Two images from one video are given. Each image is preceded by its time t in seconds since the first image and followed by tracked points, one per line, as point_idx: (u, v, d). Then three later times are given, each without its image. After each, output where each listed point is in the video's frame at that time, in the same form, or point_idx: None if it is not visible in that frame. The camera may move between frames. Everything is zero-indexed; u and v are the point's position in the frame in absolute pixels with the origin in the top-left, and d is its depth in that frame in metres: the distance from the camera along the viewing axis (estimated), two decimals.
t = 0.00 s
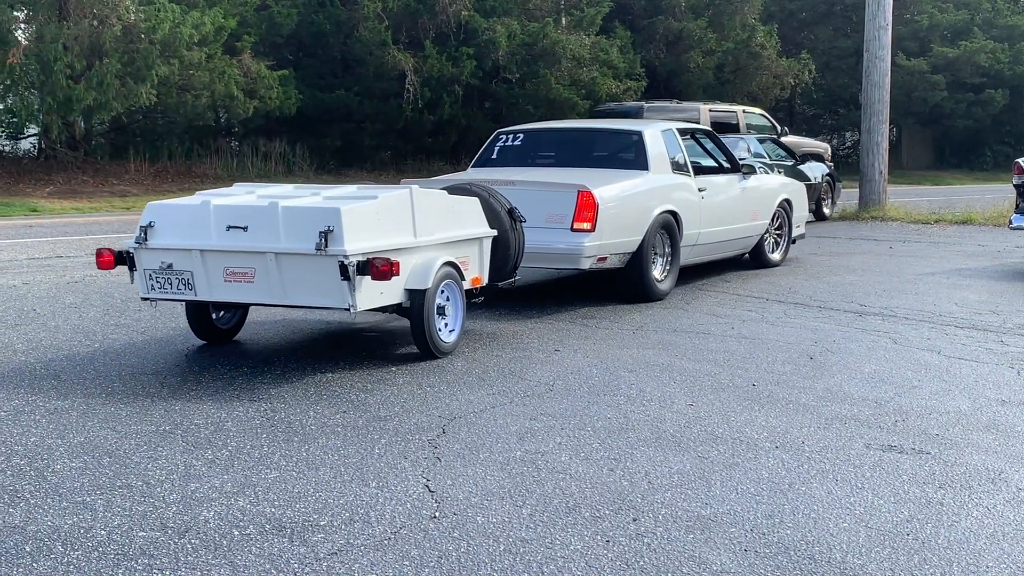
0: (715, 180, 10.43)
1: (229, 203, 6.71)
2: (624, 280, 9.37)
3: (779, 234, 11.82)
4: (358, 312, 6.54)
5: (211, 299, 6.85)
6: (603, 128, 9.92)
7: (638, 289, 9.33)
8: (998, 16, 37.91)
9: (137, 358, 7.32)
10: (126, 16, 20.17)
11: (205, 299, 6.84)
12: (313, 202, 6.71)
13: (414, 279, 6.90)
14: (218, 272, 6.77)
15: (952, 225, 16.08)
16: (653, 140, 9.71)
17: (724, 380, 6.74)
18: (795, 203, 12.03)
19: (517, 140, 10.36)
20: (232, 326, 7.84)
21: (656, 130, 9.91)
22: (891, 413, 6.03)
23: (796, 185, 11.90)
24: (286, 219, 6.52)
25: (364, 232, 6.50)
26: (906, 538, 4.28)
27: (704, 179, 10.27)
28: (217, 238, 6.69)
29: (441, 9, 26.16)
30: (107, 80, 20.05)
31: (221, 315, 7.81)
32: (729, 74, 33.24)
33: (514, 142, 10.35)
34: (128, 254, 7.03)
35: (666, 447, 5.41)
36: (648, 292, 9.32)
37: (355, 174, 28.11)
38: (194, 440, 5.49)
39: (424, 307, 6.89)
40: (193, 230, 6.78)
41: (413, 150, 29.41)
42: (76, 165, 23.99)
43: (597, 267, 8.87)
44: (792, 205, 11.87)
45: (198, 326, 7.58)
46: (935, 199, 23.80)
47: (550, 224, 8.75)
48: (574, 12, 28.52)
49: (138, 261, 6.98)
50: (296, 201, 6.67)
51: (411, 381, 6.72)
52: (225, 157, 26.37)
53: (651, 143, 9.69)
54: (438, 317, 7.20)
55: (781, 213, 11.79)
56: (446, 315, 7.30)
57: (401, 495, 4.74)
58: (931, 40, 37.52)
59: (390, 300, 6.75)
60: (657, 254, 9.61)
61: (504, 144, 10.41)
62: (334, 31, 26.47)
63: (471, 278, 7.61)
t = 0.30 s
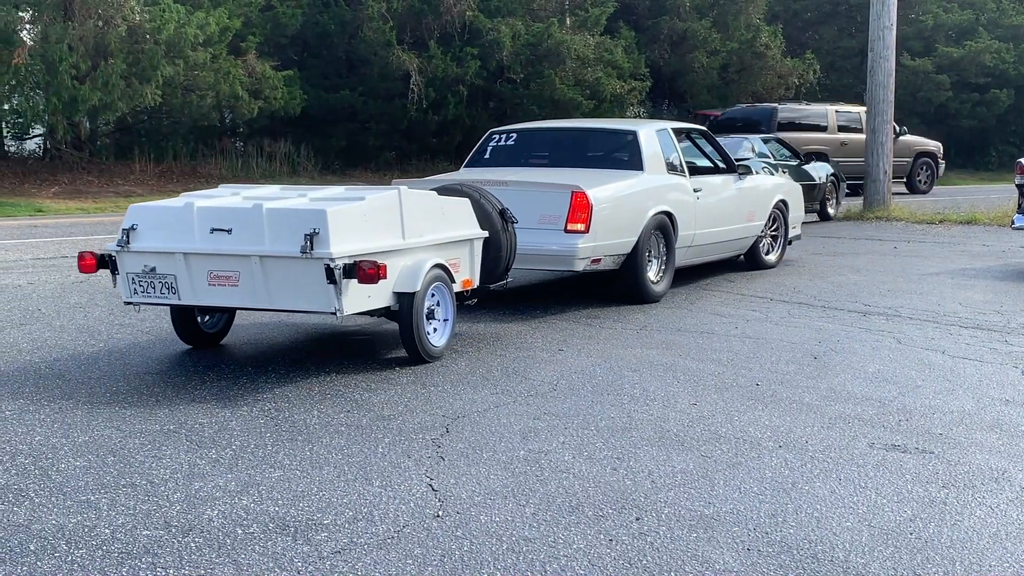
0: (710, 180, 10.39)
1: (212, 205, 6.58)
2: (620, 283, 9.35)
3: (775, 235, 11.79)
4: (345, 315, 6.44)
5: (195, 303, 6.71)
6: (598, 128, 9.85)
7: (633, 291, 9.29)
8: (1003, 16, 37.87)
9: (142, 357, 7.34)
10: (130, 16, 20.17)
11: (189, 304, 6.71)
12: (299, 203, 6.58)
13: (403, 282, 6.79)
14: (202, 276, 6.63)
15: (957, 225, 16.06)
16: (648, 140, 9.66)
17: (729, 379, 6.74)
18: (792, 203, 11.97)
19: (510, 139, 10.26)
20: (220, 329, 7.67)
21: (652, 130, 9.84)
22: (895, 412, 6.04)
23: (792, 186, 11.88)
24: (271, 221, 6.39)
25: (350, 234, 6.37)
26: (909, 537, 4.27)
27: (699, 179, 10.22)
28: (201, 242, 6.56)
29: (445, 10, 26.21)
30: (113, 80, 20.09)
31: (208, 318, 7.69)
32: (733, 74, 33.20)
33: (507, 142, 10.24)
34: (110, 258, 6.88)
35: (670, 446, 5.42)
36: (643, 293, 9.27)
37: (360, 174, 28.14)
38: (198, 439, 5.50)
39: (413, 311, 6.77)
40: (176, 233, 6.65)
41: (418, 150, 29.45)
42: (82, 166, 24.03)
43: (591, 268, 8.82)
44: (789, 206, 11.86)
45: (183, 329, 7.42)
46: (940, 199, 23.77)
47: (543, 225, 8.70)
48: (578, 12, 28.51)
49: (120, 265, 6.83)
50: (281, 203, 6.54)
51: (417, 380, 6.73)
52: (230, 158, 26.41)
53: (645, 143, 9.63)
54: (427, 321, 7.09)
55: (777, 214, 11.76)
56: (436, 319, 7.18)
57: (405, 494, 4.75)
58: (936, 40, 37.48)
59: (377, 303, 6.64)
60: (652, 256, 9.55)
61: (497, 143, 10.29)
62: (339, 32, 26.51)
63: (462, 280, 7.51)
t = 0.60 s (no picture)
0: (705, 179, 10.28)
1: (196, 206, 6.46)
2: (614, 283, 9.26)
3: (771, 236, 11.64)
4: (330, 319, 6.33)
5: (178, 307, 6.60)
6: (592, 127, 9.74)
7: (627, 291, 9.21)
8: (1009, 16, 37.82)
9: (146, 356, 7.35)
10: (136, 16, 20.18)
11: (172, 308, 6.60)
12: (284, 204, 6.47)
13: (391, 285, 6.68)
14: (185, 278, 6.52)
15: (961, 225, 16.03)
16: (642, 139, 9.56)
17: (732, 378, 6.74)
18: (791, 204, 11.89)
19: (503, 138, 10.13)
20: (206, 332, 7.54)
21: (646, 128, 9.74)
22: (899, 410, 6.04)
23: (787, 186, 11.72)
24: (254, 223, 6.27)
25: (336, 235, 6.27)
26: (912, 534, 4.28)
27: (694, 178, 10.12)
28: (185, 244, 6.44)
29: (450, 9, 26.19)
30: (118, 80, 20.10)
31: (195, 321, 7.55)
32: (738, 73, 33.15)
33: (500, 141, 10.12)
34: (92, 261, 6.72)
35: (673, 444, 5.42)
36: (637, 294, 9.19)
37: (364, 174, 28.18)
38: (203, 436, 5.52)
39: (401, 314, 6.68)
40: (159, 235, 6.53)
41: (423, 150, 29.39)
42: (87, 165, 24.10)
43: (585, 268, 8.74)
44: (784, 207, 11.69)
45: (171, 333, 7.30)
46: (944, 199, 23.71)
47: (536, 225, 8.62)
48: (583, 11, 28.51)
49: (101, 267, 6.68)
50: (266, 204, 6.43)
51: (421, 378, 6.74)
52: (235, 157, 26.47)
53: (640, 142, 9.54)
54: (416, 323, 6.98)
55: (772, 215, 11.60)
56: (425, 321, 7.06)
57: (409, 491, 4.76)
58: (942, 39, 37.42)
59: (364, 306, 6.55)
60: (647, 256, 9.47)
61: (490, 142, 10.16)
62: (343, 32, 26.55)
63: (452, 282, 7.42)
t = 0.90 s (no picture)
0: (700, 178, 10.13)
1: (176, 206, 6.26)
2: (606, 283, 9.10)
3: (765, 236, 11.45)
4: (313, 323, 6.13)
5: (159, 310, 6.40)
6: (585, 125, 9.59)
7: (620, 292, 9.07)
8: (1014, 15, 37.75)
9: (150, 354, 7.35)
10: (140, 15, 20.14)
11: (152, 311, 6.40)
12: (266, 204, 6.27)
13: (378, 287, 6.49)
14: (165, 281, 6.31)
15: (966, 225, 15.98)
16: (636, 137, 9.42)
17: (736, 376, 6.72)
18: (786, 203, 11.73)
19: (495, 136, 9.99)
20: (189, 335, 7.36)
21: (640, 127, 9.60)
22: (902, 408, 6.03)
23: (780, 185, 11.53)
24: (235, 223, 6.07)
25: (320, 236, 6.07)
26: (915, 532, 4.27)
27: (689, 178, 9.97)
28: (164, 245, 6.24)
29: (454, 9, 26.16)
30: (123, 80, 20.04)
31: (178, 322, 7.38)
32: (742, 73, 33.13)
33: (491, 139, 9.98)
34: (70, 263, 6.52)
35: (676, 441, 5.42)
36: (631, 295, 9.06)
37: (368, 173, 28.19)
38: (205, 434, 5.52)
39: (388, 317, 6.48)
40: (139, 236, 6.32)
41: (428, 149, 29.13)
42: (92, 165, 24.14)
43: (579, 268, 8.59)
44: (778, 206, 11.51)
45: (152, 335, 7.12)
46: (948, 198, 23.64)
47: (529, 224, 8.47)
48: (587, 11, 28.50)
49: (80, 269, 6.48)
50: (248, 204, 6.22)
51: (424, 376, 6.73)
52: (239, 157, 26.49)
53: (634, 141, 9.40)
54: (403, 326, 6.79)
55: (766, 214, 11.42)
56: (412, 324, 6.88)
57: (411, 488, 4.75)
58: (946, 39, 37.38)
59: (349, 309, 6.36)
60: (641, 255, 9.34)
61: (481, 140, 10.03)
62: (347, 31, 26.57)
63: (441, 282, 7.24)
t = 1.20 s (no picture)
0: (693, 180, 9.99)
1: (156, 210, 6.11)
2: (599, 286, 8.95)
3: (759, 237, 11.33)
4: (296, 330, 5.97)
5: (138, 317, 6.23)
6: (577, 126, 9.46)
7: (613, 295, 8.92)
8: (1017, 15, 37.74)
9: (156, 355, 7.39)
10: (144, 15, 20.03)
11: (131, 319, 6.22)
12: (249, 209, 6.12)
13: (363, 293, 6.34)
14: (144, 287, 6.14)
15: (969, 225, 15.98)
16: (629, 138, 9.30)
17: (739, 377, 6.74)
18: (779, 204, 11.61)
19: (485, 136, 9.82)
20: (172, 340, 7.18)
21: (633, 127, 9.48)
22: (904, 409, 6.03)
23: (775, 186, 11.42)
24: (217, 229, 5.92)
25: (302, 242, 5.91)
26: (918, 533, 4.28)
27: (683, 179, 9.83)
28: (143, 251, 6.08)
29: (458, 9, 26.12)
30: (126, 80, 20.03)
31: (160, 328, 7.20)
32: (746, 73, 33.13)
33: (482, 140, 9.80)
34: (47, 268, 6.38)
35: (679, 442, 5.44)
36: (624, 299, 8.91)
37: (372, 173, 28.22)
38: (210, 435, 5.54)
39: (374, 324, 6.33)
40: (117, 241, 6.16)
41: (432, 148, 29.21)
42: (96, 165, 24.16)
43: (571, 271, 8.44)
44: (772, 208, 11.41)
45: (130, 338, 6.98)
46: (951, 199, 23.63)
47: (520, 226, 8.32)
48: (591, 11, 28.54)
49: (57, 275, 6.32)
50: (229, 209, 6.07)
51: (428, 377, 6.75)
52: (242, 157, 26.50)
53: (627, 141, 9.28)
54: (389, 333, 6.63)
55: (761, 216, 11.31)
56: (399, 331, 6.73)
57: (415, 489, 4.77)
58: (950, 39, 37.37)
59: (333, 316, 6.20)
60: (634, 258, 9.21)
61: (471, 141, 9.85)
62: (351, 31, 26.60)
63: (428, 287, 7.10)
